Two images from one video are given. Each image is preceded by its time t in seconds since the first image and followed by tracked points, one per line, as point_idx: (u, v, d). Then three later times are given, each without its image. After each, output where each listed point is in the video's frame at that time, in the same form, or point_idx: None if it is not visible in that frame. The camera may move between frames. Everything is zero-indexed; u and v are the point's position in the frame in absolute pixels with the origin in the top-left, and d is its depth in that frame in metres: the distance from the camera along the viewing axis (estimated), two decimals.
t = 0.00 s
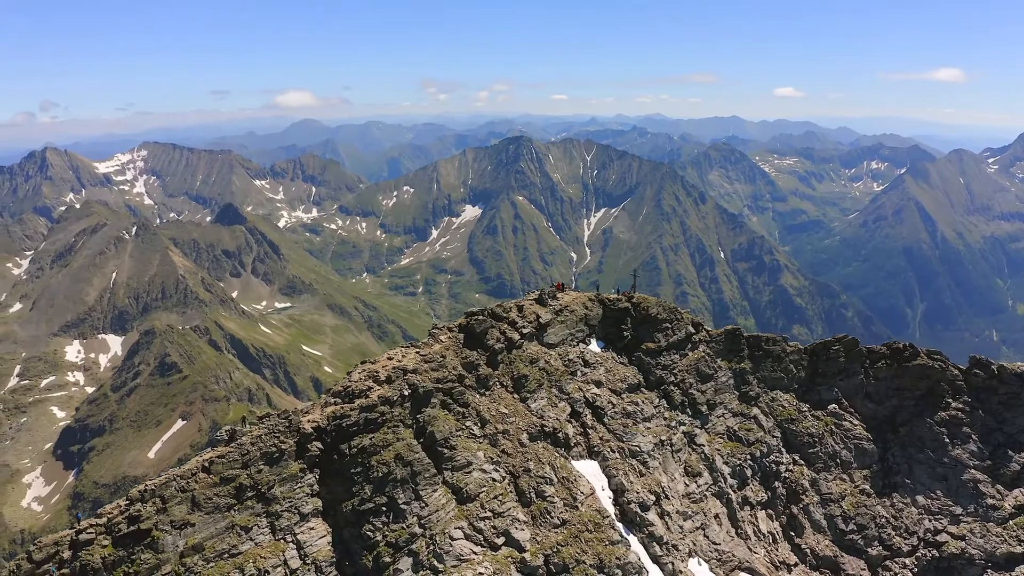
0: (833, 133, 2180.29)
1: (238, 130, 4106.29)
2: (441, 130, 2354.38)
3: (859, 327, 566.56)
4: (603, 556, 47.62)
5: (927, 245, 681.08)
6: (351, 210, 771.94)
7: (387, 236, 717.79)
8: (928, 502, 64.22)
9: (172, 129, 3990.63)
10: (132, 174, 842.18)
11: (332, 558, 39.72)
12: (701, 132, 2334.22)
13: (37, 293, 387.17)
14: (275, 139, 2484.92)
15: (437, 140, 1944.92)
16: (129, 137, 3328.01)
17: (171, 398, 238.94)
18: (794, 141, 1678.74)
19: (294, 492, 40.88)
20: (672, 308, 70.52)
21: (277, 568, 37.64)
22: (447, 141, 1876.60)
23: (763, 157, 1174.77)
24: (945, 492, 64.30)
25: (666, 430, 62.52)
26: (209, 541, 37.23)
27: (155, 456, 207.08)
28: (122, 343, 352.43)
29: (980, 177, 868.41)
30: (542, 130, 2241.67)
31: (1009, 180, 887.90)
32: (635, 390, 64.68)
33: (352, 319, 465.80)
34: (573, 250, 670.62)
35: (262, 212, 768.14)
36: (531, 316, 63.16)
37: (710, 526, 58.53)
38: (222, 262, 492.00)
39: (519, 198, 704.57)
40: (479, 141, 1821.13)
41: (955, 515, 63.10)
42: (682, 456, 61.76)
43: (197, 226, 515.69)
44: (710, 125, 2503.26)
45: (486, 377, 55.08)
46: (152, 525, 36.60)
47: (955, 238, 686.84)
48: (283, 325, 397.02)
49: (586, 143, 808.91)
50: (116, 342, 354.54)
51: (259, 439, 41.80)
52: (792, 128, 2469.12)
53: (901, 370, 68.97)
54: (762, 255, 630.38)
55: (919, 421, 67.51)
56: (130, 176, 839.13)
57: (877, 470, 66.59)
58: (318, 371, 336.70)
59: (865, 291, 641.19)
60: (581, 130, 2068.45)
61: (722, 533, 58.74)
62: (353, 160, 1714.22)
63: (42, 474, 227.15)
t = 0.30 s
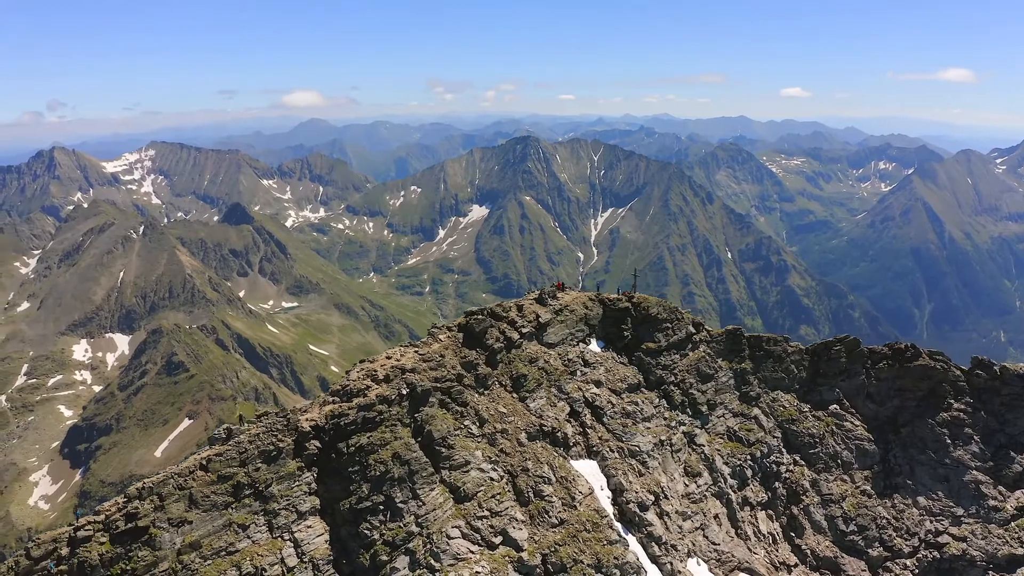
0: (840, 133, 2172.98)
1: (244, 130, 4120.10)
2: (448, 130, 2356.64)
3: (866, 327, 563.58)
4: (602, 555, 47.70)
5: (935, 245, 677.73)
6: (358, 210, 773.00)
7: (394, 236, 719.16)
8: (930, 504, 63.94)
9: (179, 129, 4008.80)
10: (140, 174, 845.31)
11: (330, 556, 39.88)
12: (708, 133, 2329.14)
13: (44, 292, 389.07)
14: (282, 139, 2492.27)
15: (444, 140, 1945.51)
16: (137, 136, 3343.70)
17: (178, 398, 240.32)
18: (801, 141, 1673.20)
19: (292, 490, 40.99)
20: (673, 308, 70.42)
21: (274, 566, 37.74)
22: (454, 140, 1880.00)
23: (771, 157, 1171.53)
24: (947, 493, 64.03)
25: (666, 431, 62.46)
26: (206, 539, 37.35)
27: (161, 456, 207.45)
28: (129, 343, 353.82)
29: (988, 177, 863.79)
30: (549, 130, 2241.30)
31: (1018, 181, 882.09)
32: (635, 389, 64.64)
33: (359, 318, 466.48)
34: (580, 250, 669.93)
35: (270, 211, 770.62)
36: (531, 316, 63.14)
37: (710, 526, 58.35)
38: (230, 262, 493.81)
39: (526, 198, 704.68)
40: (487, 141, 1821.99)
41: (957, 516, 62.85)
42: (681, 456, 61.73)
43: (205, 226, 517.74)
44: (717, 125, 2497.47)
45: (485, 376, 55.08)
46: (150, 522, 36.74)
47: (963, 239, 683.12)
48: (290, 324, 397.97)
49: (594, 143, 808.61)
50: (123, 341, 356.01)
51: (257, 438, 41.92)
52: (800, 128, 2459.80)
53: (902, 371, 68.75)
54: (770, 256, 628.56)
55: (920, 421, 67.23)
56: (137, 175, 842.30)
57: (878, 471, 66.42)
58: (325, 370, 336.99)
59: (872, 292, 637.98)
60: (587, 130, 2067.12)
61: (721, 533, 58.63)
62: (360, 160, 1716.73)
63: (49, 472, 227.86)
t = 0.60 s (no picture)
0: (849, 134, 2163.07)
1: (252, 130, 4136.93)
2: (457, 130, 2358.71)
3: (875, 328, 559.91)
4: (599, 555, 47.75)
5: (945, 246, 673.96)
6: (366, 210, 775.13)
7: (402, 236, 720.75)
8: (932, 505, 63.63)
9: (188, 128, 4028.48)
10: (149, 174, 849.09)
11: (327, 554, 39.96)
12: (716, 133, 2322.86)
13: (53, 291, 391.52)
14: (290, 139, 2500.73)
15: (453, 140, 1947.06)
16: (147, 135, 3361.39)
17: (186, 397, 242.22)
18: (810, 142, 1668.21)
19: (289, 489, 41.09)
20: (674, 308, 70.29)
21: (270, 564, 37.90)
22: (463, 140, 1880.95)
23: (779, 157, 1168.21)
24: (949, 494, 63.74)
25: (666, 430, 62.33)
26: (204, 536, 37.58)
27: (169, 454, 208.07)
28: (137, 341, 355.54)
29: (998, 178, 858.69)
30: (558, 130, 2240.57)
31: None
32: (635, 390, 64.61)
33: (367, 318, 467.55)
34: (588, 250, 669.08)
35: (278, 211, 773.36)
36: (531, 315, 63.13)
37: (709, 526, 58.26)
38: (238, 261, 495.55)
39: (534, 198, 704.93)
40: (495, 141, 1823.41)
41: (959, 518, 62.50)
42: (681, 456, 61.64)
43: (214, 225, 519.72)
44: (725, 125, 2490.97)
45: (484, 375, 55.07)
46: (147, 519, 36.89)
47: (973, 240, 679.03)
48: (298, 324, 398.60)
49: (602, 143, 808.36)
50: (131, 340, 357.56)
51: (255, 436, 42.14)
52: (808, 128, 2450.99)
53: (904, 372, 68.43)
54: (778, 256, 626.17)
55: (923, 423, 66.89)
56: (146, 175, 846.22)
57: (879, 472, 66.22)
58: (333, 370, 337.59)
59: (881, 293, 634.10)
60: (596, 130, 2067.05)
61: (721, 534, 58.52)
62: (369, 160, 1720.90)
63: (58, 470, 228.87)
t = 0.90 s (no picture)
0: (856, 135, 2156.66)
1: (259, 129, 4148.62)
2: (464, 130, 2361.15)
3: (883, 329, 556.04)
4: (598, 554, 47.66)
5: (953, 247, 670.92)
6: (374, 210, 777.08)
7: (409, 236, 722.25)
8: (934, 506, 63.39)
9: (195, 128, 4042.78)
10: (156, 173, 852.62)
11: (325, 553, 40.03)
12: (722, 133, 2317.60)
13: (61, 290, 393.50)
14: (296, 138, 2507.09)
15: (461, 140, 1948.13)
16: (155, 134, 3375.50)
17: (193, 396, 245.07)
18: (818, 142, 1664.79)
19: (287, 487, 41.21)
20: (674, 308, 70.18)
21: (268, 563, 37.98)
22: (471, 139, 1882.64)
23: (787, 158, 1165.41)
24: (950, 495, 63.47)
25: (666, 430, 62.32)
26: (201, 534, 37.73)
27: (176, 453, 208.66)
28: (145, 340, 356.84)
29: (1006, 178, 854.62)
30: (565, 130, 2240.05)
31: None
32: (635, 389, 64.52)
33: (374, 317, 469.03)
34: (596, 250, 668.50)
35: (286, 211, 776.05)
36: (531, 315, 63.21)
37: (709, 526, 58.12)
38: (246, 260, 497.00)
39: (542, 198, 705.31)
40: (503, 141, 1823.90)
41: (960, 519, 62.29)
42: (681, 456, 61.56)
43: (222, 224, 521.55)
44: (731, 125, 2485.54)
45: (483, 374, 55.19)
46: (144, 516, 37.11)
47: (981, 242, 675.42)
48: (305, 323, 399.30)
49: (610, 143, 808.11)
50: (139, 339, 358.83)
51: (253, 435, 42.27)
52: (815, 129, 2443.30)
53: (906, 373, 68.13)
54: (786, 257, 624.37)
55: (924, 423, 66.61)
56: (154, 174, 849.85)
57: (880, 473, 65.97)
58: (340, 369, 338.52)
59: (888, 295, 628.22)
60: (604, 130, 2065.02)
61: (721, 534, 58.36)
62: (377, 160, 1724.26)
63: (64, 469, 228.44)
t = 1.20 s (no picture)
0: (865, 135, 2146.06)
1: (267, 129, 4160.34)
2: (471, 130, 2361.95)
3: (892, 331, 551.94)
4: (596, 554, 47.63)
5: (962, 248, 666.75)
6: (382, 209, 779.02)
7: (417, 235, 723.40)
8: (935, 507, 63.00)
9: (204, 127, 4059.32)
10: (165, 172, 856.37)
11: (322, 549, 40.24)
12: (730, 133, 2310.01)
13: (70, 289, 395.90)
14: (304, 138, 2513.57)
15: (469, 139, 1947.39)
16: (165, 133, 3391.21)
17: (201, 395, 247.96)
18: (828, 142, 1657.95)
19: (284, 485, 41.38)
20: (675, 308, 70.00)
21: (265, 559, 38.17)
22: (479, 139, 1883.35)
23: (796, 158, 1161.61)
24: (952, 497, 63.08)
25: (666, 430, 62.20)
26: (198, 531, 37.95)
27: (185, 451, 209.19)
28: (153, 339, 358.04)
29: (1016, 178, 848.56)
30: (573, 130, 2236.57)
31: None
32: (635, 389, 64.45)
33: (382, 317, 470.09)
34: (604, 250, 667.86)
35: (294, 210, 778.54)
36: (531, 314, 63.25)
37: (708, 527, 58.06)
38: (254, 260, 498.21)
39: (550, 198, 705.48)
40: (511, 140, 1825.17)
41: (962, 521, 61.93)
42: (681, 456, 61.43)
43: (231, 224, 523.41)
44: (739, 125, 2477.30)
45: (482, 374, 55.24)
46: (142, 514, 37.28)
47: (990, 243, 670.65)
48: (313, 323, 400.60)
49: (618, 143, 807.81)
50: (147, 338, 360.11)
51: (250, 433, 42.46)
52: (823, 129, 2431.59)
53: (908, 373, 67.86)
54: (795, 257, 621.71)
55: (926, 424, 66.30)
56: (163, 173, 853.39)
57: (882, 474, 65.68)
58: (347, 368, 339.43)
59: (897, 295, 625.43)
60: (612, 130, 2062.00)
61: (720, 534, 58.29)
62: (385, 160, 1726.98)
63: (72, 468, 227.55)
